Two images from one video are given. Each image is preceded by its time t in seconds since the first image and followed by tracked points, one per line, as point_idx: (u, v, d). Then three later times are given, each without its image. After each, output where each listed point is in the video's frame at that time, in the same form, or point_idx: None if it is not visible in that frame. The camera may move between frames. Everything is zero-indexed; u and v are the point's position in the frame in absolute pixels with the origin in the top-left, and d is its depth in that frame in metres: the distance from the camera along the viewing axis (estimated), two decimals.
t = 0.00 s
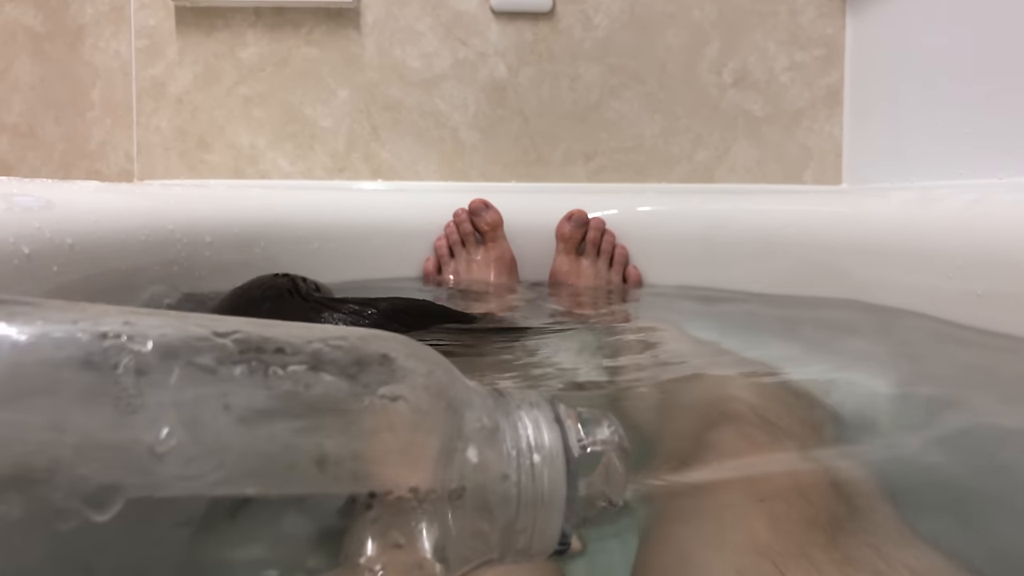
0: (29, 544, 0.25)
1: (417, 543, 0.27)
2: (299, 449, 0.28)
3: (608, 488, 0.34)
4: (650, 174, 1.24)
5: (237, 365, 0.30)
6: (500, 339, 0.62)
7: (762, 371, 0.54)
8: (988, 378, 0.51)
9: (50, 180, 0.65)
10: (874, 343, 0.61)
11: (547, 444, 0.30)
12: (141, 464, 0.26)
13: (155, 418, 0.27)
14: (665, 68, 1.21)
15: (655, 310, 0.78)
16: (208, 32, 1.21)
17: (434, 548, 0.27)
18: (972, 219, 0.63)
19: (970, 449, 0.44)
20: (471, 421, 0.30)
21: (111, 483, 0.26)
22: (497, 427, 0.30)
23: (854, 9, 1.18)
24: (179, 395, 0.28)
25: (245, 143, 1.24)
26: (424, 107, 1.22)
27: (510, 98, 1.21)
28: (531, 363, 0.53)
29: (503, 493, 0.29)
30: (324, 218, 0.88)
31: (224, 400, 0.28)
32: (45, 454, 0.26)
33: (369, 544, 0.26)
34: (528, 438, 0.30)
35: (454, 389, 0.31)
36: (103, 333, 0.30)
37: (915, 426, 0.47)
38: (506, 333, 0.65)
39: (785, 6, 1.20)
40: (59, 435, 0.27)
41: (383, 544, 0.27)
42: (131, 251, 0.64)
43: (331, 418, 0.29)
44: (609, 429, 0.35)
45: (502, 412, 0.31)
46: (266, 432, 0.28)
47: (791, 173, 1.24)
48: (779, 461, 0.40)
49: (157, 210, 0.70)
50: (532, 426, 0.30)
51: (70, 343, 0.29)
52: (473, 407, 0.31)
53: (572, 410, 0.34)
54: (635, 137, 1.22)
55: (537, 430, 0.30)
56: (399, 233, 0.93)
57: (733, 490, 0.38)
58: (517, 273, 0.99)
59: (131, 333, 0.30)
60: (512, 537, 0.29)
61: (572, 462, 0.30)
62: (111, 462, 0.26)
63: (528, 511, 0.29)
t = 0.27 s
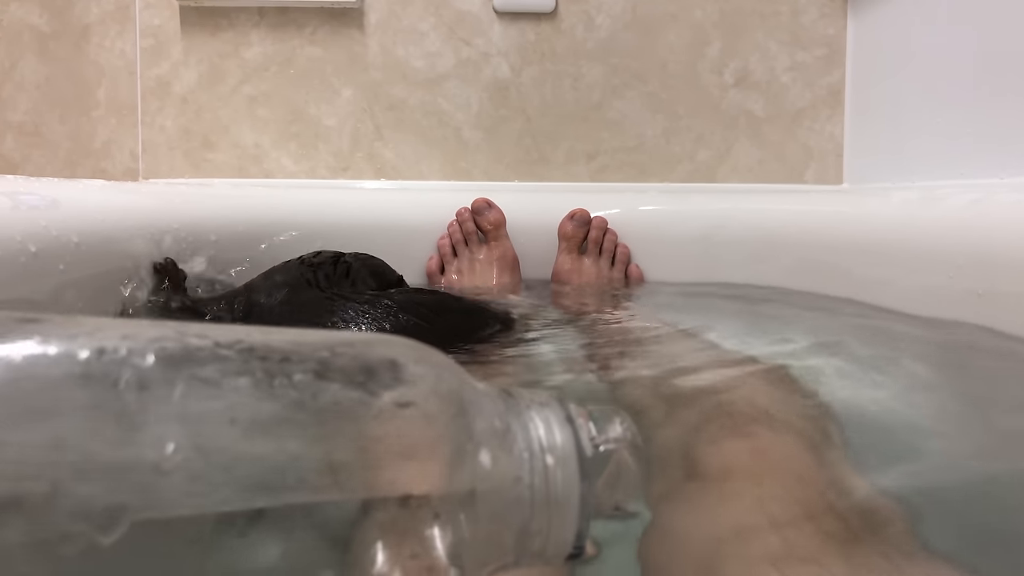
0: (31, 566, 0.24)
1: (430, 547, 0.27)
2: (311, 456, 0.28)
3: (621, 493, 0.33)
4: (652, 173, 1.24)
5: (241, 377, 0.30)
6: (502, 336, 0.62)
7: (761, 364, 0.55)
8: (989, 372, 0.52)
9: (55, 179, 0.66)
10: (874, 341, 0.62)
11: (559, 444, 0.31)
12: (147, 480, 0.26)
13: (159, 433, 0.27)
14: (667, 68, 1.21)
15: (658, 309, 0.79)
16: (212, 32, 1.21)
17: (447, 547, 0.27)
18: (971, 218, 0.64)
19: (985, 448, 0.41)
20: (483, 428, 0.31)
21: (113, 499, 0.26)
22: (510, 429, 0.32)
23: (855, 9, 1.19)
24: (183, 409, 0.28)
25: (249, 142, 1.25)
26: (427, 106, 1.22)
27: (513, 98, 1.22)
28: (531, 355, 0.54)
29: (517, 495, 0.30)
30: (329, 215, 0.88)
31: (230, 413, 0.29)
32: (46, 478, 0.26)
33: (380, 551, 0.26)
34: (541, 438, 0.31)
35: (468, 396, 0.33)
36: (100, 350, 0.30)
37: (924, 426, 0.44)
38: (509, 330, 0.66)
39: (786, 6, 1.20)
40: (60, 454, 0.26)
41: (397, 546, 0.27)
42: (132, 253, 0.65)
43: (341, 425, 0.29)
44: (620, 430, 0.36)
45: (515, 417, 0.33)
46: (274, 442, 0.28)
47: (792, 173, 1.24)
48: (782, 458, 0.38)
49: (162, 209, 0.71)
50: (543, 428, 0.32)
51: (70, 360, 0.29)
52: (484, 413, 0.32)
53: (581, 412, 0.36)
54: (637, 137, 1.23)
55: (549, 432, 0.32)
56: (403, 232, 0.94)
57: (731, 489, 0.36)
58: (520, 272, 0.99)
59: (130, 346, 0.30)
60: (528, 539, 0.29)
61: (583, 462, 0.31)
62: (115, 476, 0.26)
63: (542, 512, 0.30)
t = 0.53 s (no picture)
0: (18, 561, 0.24)
1: (423, 550, 0.28)
2: (307, 455, 0.28)
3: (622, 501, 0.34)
4: (654, 174, 1.24)
5: (235, 366, 0.30)
6: (503, 337, 0.62)
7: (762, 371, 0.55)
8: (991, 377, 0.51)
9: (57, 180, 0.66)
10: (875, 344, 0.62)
11: (559, 448, 0.31)
12: (138, 470, 0.26)
13: (151, 423, 0.27)
14: (669, 69, 1.21)
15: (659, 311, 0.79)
16: (214, 32, 1.21)
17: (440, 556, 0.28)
18: (973, 220, 0.63)
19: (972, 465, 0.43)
20: (482, 430, 0.31)
21: (104, 492, 0.26)
22: (511, 431, 0.32)
23: (858, 10, 1.19)
24: (175, 398, 0.28)
25: (251, 143, 1.25)
26: (429, 106, 1.22)
27: (515, 98, 1.22)
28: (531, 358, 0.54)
29: (516, 502, 0.29)
30: (329, 216, 0.88)
31: (224, 403, 0.28)
32: (35, 463, 0.26)
33: (374, 555, 0.27)
34: (542, 442, 0.31)
35: (466, 395, 0.33)
36: (94, 336, 0.30)
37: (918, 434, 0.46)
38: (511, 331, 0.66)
39: (789, 7, 1.20)
40: (50, 443, 0.26)
41: (389, 551, 0.28)
42: (139, 250, 0.65)
43: (338, 421, 0.29)
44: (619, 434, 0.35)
45: (515, 420, 0.33)
46: (269, 437, 0.28)
47: (795, 174, 1.24)
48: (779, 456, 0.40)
49: (164, 209, 0.71)
50: (545, 431, 0.32)
51: (61, 345, 0.29)
52: (482, 414, 0.32)
53: (583, 415, 0.35)
54: (639, 138, 1.23)
55: (550, 435, 0.31)
56: (404, 233, 0.94)
57: (751, 494, 0.37)
58: (522, 273, 0.99)
59: (124, 334, 0.30)
60: (526, 545, 0.29)
61: (584, 466, 0.31)
62: (107, 469, 0.26)
63: (542, 518, 0.29)
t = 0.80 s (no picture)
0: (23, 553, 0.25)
1: (424, 538, 0.28)
2: (305, 450, 0.28)
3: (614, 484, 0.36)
4: (655, 175, 1.24)
5: (234, 359, 0.29)
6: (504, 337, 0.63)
7: (764, 370, 0.55)
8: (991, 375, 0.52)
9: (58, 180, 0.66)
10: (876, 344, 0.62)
11: (555, 438, 0.30)
12: (138, 462, 0.26)
13: (152, 415, 0.27)
14: (670, 69, 1.21)
15: (659, 313, 0.78)
16: (216, 32, 1.21)
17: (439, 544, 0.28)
18: (975, 221, 0.63)
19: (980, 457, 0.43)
20: (479, 418, 0.31)
21: (105, 484, 0.26)
22: (505, 420, 0.31)
23: (859, 10, 1.19)
24: (175, 392, 0.28)
25: (253, 143, 1.25)
26: (430, 107, 1.22)
27: (516, 99, 1.22)
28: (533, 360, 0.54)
29: (512, 489, 0.29)
30: (331, 216, 0.89)
31: (224, 396, 0.28)
32: (38, 457, 0.26)
33: (372, 546, 0.27)
34: (537, 431, 0.30)
35: (462, 385, 0.32)
36: (91, 331, 0.29)
37: (924, 429, 0.45)
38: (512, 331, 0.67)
39: (790, 7, 1.20)
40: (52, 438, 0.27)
41: (388, 541, 0.28)
42: (141, 248, 0.65)
43: (339, 413, 0.29)
44: (614, 420, 0.36)
45: (510, 407, 0.32)
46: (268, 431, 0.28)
47: (796, 175, 1.24)
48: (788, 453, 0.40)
49: (165, 209, 0.71)
50: (540, 419, 0.31)
51: (61, 340, 0.28)
52: (478, 403, 0.31)
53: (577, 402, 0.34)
54: (640, 139, 1.23)
55: (544, 424, 0.30)
56: (405, 233, 0.94)
57: (746, 491, 0.37)
58: (523, 274, 0.99)
59: (123, 330, 0.29)
60: (521, 534, 0.29)
61: (579, 455, 0.30)
62: (108, 463, 0.26)
63: (537, 506, 0.29)
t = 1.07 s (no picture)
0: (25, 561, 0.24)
1: (426, 551, 0.28)
2: (313, 453, 0.28)
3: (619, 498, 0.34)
4: (657, 174, 1.24)
5: (244, 366, 0.30)
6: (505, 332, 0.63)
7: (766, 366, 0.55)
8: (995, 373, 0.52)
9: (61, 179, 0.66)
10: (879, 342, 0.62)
11: (563, 449, 0.30)
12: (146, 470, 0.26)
13: (161, 422, 0.27)
14: (672, 68, 1.21)
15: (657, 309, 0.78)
16: (218, 31, 1.21)
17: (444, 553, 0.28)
18: (978, 219, 0.63)
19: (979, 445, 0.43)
20: (488, 429, 0.31)
21: (112, 493, 0.26)
22: (513, 431, 0.31)
23: (862, 9, 1.19)
24: (184, 398, 0.28)
25: (255, 142, 1.25)
26: (432, 106, 1.22)
27: (518, 98, 1.22)
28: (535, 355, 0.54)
29: (519, 502, 0.29)
30: (333, 215, 0.89)
31: (233, 403, 0.28)
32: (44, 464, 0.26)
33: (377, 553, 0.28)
34: (545, 442, 0.30)
35: (473, 398, 0.32)
36: (100, 335, 0.30)
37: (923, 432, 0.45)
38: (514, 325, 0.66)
39: (792, 6, 1.20)
40: (59, 444, 0.26)
41: (394, 553, 0.28)
42: (144, 246, 0.66)
43: (346, 421, 0.29)
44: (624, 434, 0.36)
45: (516, 418, 0.32)
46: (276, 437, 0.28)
47: (798, 174, 1.24)
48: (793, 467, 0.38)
49: (168, 208, 0.71)
50: (548, 430, 0.31)
51: (68, 343, 0.29)
52: (486, 413, 0.32)
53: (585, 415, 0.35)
54: (642, 138, 1.23)
55: (554, 434, 0.31)
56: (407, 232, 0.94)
57: (751, 507, 0.36)
58: (524, 272, 0.99)
59: (131, 333, 0.30)
60: (530, 544, 0.29)
61: (587, 466, 0.31)
62: (114, 469, 0.26)
63: (544, 518, 0.29)
